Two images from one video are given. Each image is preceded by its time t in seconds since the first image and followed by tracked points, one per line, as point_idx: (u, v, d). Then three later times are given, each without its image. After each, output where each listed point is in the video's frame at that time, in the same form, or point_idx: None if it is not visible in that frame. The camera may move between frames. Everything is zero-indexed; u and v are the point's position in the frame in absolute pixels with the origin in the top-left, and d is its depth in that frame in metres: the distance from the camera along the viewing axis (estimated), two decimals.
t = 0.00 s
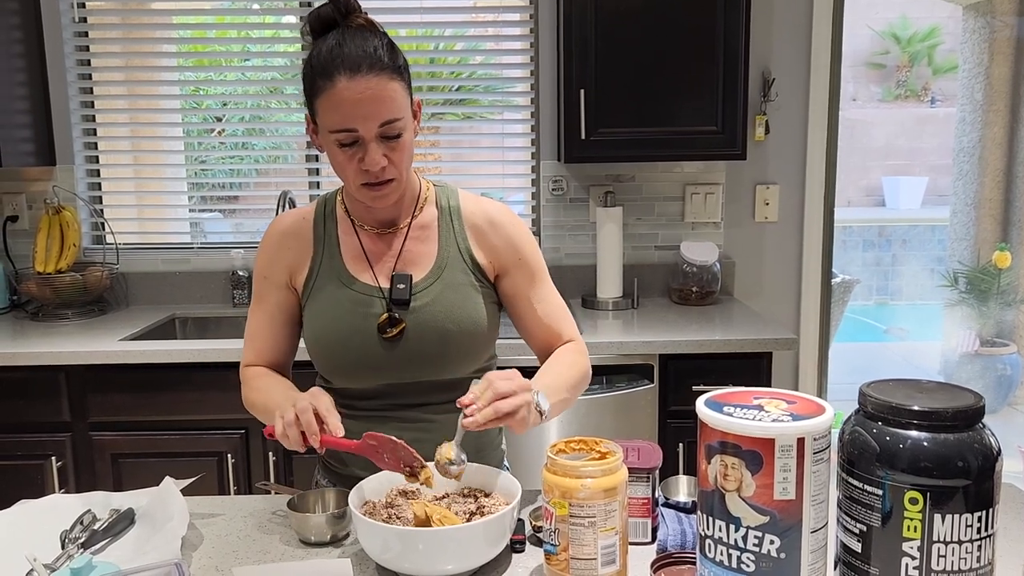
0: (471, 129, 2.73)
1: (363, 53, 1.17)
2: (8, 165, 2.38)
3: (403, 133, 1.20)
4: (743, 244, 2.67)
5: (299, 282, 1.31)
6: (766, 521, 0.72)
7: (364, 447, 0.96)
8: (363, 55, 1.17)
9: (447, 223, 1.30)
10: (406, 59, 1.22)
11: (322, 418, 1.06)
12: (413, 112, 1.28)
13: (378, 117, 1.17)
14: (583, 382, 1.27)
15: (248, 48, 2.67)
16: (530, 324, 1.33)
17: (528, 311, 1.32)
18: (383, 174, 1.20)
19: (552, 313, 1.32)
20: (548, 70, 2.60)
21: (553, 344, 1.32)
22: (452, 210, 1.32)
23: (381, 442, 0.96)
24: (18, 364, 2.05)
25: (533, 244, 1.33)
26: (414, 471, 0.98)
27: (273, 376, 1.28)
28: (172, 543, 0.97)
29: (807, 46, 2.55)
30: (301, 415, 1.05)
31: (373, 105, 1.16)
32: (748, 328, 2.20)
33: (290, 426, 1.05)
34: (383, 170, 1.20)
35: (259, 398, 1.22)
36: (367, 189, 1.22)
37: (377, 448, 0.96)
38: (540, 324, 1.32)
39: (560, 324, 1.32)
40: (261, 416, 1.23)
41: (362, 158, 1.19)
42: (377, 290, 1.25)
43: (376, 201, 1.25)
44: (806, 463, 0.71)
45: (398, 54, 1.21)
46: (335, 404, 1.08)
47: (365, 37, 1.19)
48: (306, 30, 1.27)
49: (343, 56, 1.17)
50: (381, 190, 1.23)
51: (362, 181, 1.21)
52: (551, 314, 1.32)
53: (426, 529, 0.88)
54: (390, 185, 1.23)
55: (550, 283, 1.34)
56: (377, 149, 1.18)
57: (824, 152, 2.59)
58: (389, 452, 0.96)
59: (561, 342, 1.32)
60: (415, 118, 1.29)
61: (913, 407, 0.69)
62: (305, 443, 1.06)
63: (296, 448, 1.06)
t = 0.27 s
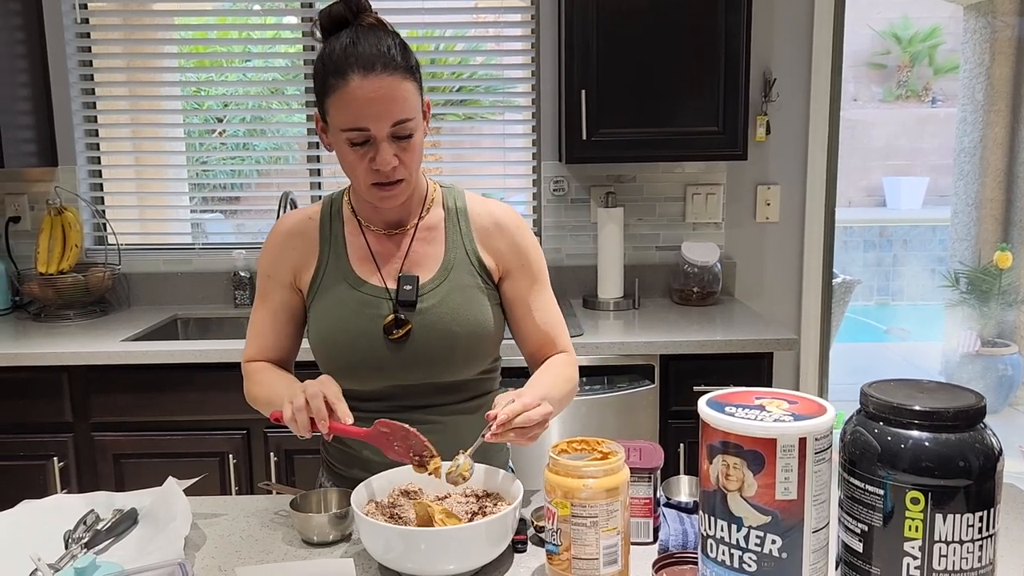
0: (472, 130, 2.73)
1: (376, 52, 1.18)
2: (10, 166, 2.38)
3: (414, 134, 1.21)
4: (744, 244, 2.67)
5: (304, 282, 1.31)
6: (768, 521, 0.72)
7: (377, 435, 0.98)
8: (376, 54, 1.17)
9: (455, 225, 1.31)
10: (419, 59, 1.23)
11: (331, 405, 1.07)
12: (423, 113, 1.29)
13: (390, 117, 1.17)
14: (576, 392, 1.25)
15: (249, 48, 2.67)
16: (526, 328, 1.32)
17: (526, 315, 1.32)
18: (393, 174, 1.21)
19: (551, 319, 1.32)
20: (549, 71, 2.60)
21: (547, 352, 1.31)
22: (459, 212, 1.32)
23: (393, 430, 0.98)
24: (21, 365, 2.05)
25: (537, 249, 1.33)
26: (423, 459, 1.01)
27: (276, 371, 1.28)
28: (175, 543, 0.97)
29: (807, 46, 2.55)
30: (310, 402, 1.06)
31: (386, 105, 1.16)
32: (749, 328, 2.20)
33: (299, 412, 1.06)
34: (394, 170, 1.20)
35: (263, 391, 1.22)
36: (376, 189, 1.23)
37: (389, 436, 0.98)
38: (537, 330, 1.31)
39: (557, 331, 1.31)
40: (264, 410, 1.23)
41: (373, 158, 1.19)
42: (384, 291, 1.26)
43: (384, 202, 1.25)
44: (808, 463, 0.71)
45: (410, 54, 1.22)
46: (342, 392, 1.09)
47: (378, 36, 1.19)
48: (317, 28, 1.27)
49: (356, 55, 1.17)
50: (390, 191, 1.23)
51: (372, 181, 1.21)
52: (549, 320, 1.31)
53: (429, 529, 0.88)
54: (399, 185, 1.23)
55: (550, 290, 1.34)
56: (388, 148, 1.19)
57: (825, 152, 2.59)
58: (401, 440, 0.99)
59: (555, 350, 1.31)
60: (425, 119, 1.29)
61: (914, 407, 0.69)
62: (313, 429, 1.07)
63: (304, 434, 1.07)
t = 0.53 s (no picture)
0: (473, 130, 2.73)
1: (383, 51, 1.18)
2: (12, 166, 2.39)
3: (420, 135, 1.21)
4: (746, 244, 2.67)
5: (310, 284, 1.32)
6: (769, 522, 0.72)
7: (405, 432, 0.99)
8: (383, 54, 1.17)
9: (460, 227, 1.31)
10: (425, 60, 1.23)
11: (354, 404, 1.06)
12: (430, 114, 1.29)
13: (397, 117, 1.17)
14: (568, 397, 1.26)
15: (250, 49, 2.68)
16: (524, 330, 1.32)
17: (526, 317, 1.32)
18: (399, 174, 1.21)
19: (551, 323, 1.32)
20: (550, 71, 2.61)
21: (544, 355, 1.31)
22: (464, 213, 1.32)
23: (422, 428, 0.99)
24: (23, 365, 2.05)
25: (543, 251, 1.32)
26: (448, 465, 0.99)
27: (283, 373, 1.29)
28: (177, 543, 0.97)
29: (808, 46, 2.55)
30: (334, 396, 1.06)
31: (392, 105, 1.17)
32: (750, 328, 2.20)
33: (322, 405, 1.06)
34: (400, 170, 1.20)
35: (272, 392, 1.23)
36: (381, 189, 1.23)
37: (416, 434, 0.98)
38: (537, 332, 1.31)
39: (556, 335, 1.31)
40: (273, 411, 1.23)
41: (379, 158, 1.19)
42: (389, 293, 1.26)
43: (390, 203, 1.25)
44: (808, 464, 0.71)
45: (417, 55, 1.22)
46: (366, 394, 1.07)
47: (385, 36, 1.20)
48: (324, 28, 1.28)
49: (363, 55, 1.17)
50: (396, 191, 1.23)
51: (378, 181, 1.21)
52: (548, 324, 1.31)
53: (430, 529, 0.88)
54: (405, 186, 1.23)
55: (553, 294, 1.34)
56: (394, 148, 1.19)
57: (826, 152, 2.59)
58: (428, 439, 0.98)
59: (553, 353, 1.31)
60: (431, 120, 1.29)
61: (915, 408, 0.69)
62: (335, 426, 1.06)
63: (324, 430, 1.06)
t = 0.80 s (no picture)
0: (474, 131, 2.74)
1: (389, 50, 1.18)
2: (14, 166, 2.39)
3: (425, 135, 1.21)
4: (747, 244, 2.67)
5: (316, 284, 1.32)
6: (770, 522, 0.72)
7: (416, 438, 0.98)
8: (388, 54, 1.18)
9: (465, 228, 1.31)
10: (431, 59, 1.23)
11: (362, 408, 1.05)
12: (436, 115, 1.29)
13: (402, 117, 1.17)
14: (565, 400, 1.25)
15: (252, 49, 2.68)
16: (526, 332, 1.32)
17: (528, 318, 1.31)
18: (403, 174, 1.21)
19: (554, 325, 1.31)
20: (551, 72, 2.61)
21: (543, 357, 1.31)
22: (469, 213, 1.32)
23: (434, 436, 0.98)
24: (25, 365, 2.06)
25: (547, 252, 1.32)
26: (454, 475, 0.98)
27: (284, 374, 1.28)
28: (179, 543, 0.97)
29: (810, 47, 2.55)
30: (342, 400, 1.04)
31: (397, 104, 1.17)
32: (751, 328, 2.20)
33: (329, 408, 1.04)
34: (404, 170, 1.20)
35: (274, 392, 1.23)
36: (386, 189, 1.23)
37: (427, 441, 0.98)
38: (539, 334, 1.31)
39: (557, 337, 1.31)
40: (274, 412, 1.23)
41: (384, 157, 1.19)
42: (393, 294, 1.26)
43: (395, 203, 1.26)
44: (810, 464, 0.71)
45: (422, 54, 1.22)
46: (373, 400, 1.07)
47: (391, 35, 1.20)
48: (330, 27, 1.28)
49: (368, 54, 1.18)
50: (400, 191, 1.23)
51: (382, 180, 1.21)
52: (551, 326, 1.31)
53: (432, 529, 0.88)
54: (410, 185, 1.23)
55: (557, 296, 1.34)
56: (399, 148, 1.19)
57: (827, 152, 2.59)
58: (439, 447, 0.98)
59: (553, 355, 1.31)
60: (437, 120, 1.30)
61: (916, 408, 0.69)
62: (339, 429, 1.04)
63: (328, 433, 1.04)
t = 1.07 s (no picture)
0: (476, 130, 2.74)
1: (396, 49, 1.18)
2: (15, 166, 2.39)
3: (430, 134, 1.21)
4: (748, 244, 2.67)
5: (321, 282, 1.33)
6: (772, 523, 0.72)
7: (418, 436, 1.00)
8: (395, 52, 1.18)
9: (469, 228, 1.31)
10: (437, 59, 1.23)
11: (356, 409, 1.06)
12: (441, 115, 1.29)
13: (407, 115, 1.17)
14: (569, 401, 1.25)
15: (253, 49, 2.68)
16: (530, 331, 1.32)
17: (532, 317, 1.31)
18: (408, 173, 1.21)
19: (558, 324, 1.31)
20: (552, 72, 2.60)
21: (547, 356, 1.31)
22: (474, 213, 1.32)
23: (436, 440, 1.00)
24: (26, 365, 2.06)
25: (552, 252, 1.32)
26: (448, 476, 0.96)
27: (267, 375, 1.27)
28: (181, 543, 0.97)
29: (812, 46, 2.55)
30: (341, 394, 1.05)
31: (403, 102, 1.17)
32: (753, 328, 2.20)
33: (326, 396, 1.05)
34: (409, 168, 1.20)
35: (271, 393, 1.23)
36: (390, 187, 1.23)
37: (429, 441, 1.00)
38: (543, 333, 1.30)
39: (561, 336, 1.31)
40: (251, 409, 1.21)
41: (388, 155, 1.19)
42: (397, 294, 1.26)
43: (399, 202, 1.25)
44: (812, 464, 0.71)
45: (429, 54, 1.22)
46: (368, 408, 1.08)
47: (398, 35, 1.20)
48: (337, 27, 1.28)
49: (375, 53, 1.18)
50: (404, 190, 1.23)
51: (386, 178, 1.21)
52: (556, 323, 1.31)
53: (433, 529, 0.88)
54: (414, 184, 1.23)
55: (561, 296, 1.34)
56: (404, 147, 1.19)
57: (829, 152, 2.58)
58: (439, 448, 0.99)
59: (556, 355, 1.31)
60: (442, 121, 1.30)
61: (919, 408, 0.69)
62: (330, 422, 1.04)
63: (319, 421, 1.03)
